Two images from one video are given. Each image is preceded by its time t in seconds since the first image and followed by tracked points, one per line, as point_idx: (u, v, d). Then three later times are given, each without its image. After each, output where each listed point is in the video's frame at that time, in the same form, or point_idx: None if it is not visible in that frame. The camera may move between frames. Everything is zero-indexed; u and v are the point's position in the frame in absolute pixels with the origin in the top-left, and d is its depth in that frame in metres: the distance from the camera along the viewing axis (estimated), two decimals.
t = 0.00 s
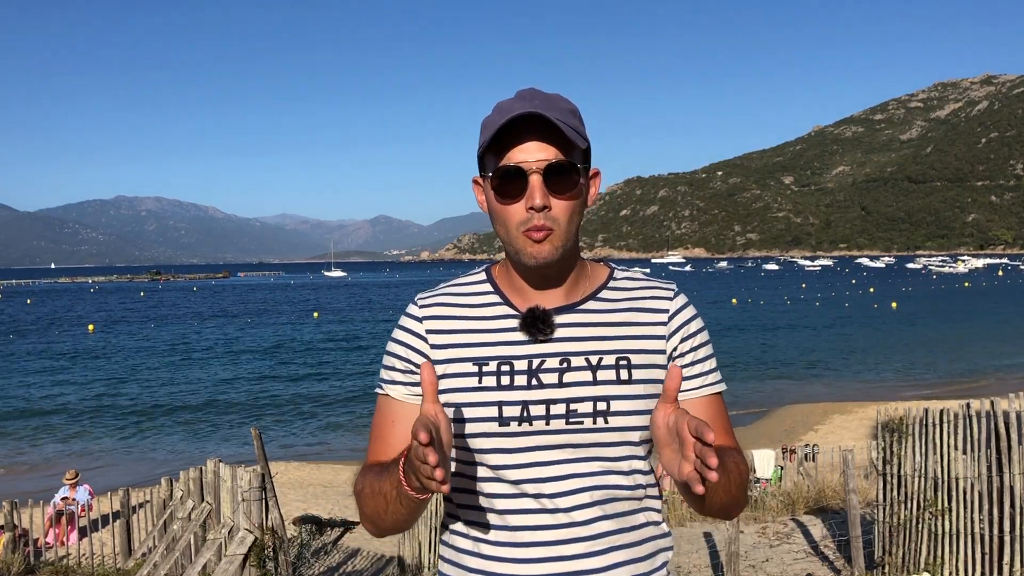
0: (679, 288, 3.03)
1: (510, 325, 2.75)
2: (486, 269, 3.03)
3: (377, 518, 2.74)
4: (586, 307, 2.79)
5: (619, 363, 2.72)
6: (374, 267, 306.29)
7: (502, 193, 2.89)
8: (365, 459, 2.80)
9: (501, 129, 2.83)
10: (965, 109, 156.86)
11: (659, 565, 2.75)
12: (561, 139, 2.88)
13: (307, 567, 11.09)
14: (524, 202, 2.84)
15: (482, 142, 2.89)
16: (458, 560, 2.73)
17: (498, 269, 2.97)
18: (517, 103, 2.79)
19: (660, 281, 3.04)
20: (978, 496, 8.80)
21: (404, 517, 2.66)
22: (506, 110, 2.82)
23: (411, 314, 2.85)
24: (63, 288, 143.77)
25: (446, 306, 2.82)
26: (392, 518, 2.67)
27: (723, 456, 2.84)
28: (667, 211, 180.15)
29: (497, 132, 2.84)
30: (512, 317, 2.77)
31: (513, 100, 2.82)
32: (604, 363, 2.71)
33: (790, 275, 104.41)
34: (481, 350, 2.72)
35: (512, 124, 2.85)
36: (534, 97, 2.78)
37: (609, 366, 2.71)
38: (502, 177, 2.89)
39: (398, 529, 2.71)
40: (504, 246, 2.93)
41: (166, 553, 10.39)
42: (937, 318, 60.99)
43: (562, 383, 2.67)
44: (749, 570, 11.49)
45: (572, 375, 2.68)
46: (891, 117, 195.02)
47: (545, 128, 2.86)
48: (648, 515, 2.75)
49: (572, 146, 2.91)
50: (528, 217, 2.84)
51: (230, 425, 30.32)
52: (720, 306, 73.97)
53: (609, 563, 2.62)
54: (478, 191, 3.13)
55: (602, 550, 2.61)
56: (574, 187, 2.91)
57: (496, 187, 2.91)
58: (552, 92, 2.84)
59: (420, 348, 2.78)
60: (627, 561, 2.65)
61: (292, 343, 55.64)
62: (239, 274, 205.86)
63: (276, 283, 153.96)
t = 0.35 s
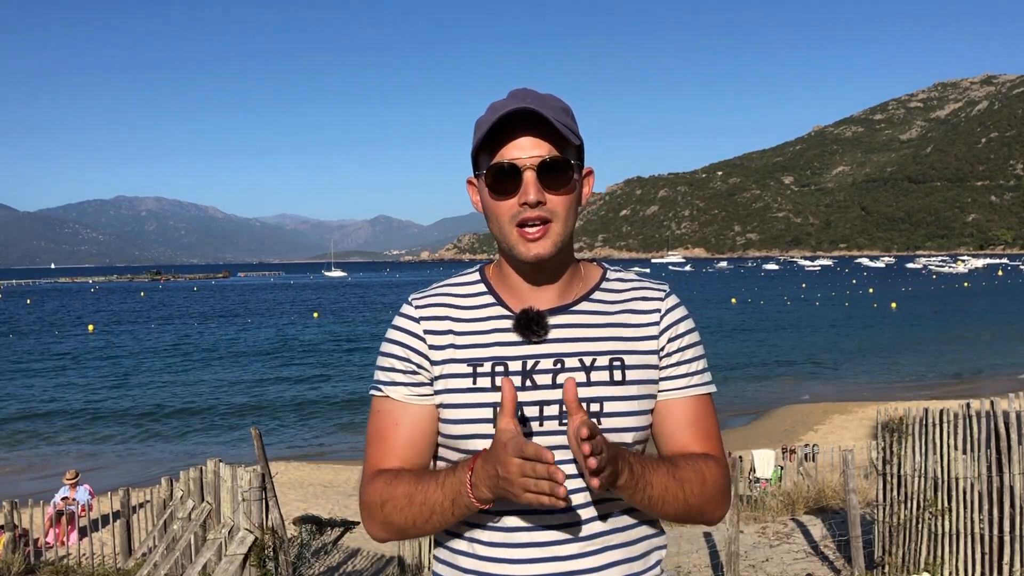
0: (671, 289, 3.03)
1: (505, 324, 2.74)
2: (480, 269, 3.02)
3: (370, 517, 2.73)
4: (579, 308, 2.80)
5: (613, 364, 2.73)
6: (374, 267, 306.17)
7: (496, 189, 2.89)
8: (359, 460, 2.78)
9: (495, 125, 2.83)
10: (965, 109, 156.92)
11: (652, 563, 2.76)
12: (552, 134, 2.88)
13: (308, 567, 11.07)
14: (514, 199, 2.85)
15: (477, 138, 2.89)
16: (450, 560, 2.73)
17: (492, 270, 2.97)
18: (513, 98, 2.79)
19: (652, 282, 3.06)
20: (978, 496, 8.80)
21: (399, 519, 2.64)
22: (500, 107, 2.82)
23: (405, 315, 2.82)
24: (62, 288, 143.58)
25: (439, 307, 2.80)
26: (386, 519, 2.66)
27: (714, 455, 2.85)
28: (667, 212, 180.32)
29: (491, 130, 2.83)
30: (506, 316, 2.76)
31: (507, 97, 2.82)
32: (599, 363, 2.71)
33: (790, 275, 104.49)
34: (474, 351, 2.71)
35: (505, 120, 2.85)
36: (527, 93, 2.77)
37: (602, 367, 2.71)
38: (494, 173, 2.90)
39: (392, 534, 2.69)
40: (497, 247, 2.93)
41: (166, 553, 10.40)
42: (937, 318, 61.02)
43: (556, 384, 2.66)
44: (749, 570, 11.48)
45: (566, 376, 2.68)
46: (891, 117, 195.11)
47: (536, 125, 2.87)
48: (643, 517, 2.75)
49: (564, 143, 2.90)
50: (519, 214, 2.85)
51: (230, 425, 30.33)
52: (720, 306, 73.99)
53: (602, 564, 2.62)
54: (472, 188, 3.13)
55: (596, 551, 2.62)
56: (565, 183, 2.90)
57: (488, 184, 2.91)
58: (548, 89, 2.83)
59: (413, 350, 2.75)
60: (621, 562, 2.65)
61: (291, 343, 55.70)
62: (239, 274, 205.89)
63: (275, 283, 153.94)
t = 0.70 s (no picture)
0: (665, 290, 3.05)
1: (501, 326, 2.74)
2: (475, 270, 3.03)
3: (366, 516, 2.72)
4: (574, 310, 2.80)
5: (609, 365, 2.74)
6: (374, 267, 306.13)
7: (493, 188, 2.90)
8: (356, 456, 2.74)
9: (496, 122, 2.83)
10: (965, 109, 156.89)
11: (649, 566, 2.76)
12: (551, 135, 2.89)
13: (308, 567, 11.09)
14: (514, 196, 2.85)
15: (476, 138, 2.89)
16: (447, 560, 2.72)
17: (487, 270, 2.97)
18: (514, 96, 2.79)
19: (646, 282, 3.07)
20: (978, 496, 8.80)
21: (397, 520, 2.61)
22: (500, 105, 2.82)
23: (402, 313, 2.80)
24: (63, 288, 143.60)
25: (438, 305, 2.80)
26: (380, 514, 2.64)
27: (708, 456, 2.88)
28: (666, 212, 180.37)
29: (491, 127, 2.83)
30: (501, 317, 2.76)
31: (509, 95, 2.82)
32: (596, 365, 2.72)
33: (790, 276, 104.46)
34: (470, 353, 2.72)
35: (505, 118, 2.86)
36: (528, 93, 2.79)
37: (601, 368, 2.72)
38: (493, 172, 2.90)
39: (388, 534, 2.68)
40: (494, 245, 2.93)
41: (166, 553, 10.40)
42: (937, 318, 61.00)
43: (554, 385, 2.67)
44: (748, 570, 11.48)
45: (564, 379, 2.68)
46: (891, 117, 195.16)
47: (538, 124, 2.86)
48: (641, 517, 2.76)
49: (563, 144, 2.91)
50: (519, 211, 2.84)
51: (229, 425, 30.33)
52: (720, 306, 73.97)
53: (601, 565, 2.62)
54: (469, 188, 3.14)
55: (594, 555, 2.62)
56: (564, 183, 2.91)
57: (488, 182, 2.91)
58: (548, 91, 2.84)
59: (413, 350, 2.73)
60: (619, 564, 2.66)
61: (291, 343, 55.70)
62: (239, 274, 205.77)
63: (275, 283, 153.91)
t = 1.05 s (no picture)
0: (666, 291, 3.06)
1: (503, 326, 2.74)
2: (478, 269, 3.03)
3: (362, 514, 2.70)
4: (578, 311, 2.81)
5: (611, 366, 2.74)
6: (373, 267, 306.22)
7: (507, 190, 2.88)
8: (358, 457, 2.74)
9: (511, 126, 2.82)
10: (965, 109, 156.93)
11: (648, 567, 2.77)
12: (566, 139, 2.88)
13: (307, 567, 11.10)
14: (528, 199, 2.84)
15: (489, 139, 2.87)
16: (446, 559, 2.72)
17: (492, 270, 2.96)
18: (532, 98, 2.78)
19: (645, 283, 3.07)
20: (978, 496, 8.80)
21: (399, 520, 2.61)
22: (518, 106, 2.81)
23: (404, 313, 2.79)
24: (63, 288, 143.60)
25: (441, 303, 2.79)
26: (379, 511, 2.62)
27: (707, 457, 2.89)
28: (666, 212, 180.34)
29: (508, 127, 2.82)
30: (505, 317, 2.76)
31: (529, 96, 2.80)
32: (599, 364, 2.73)
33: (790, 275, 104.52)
34: (475, 352, 2.71)
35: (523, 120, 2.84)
36: (546, 96, 2.78)
37: (603, 368, 2.73)
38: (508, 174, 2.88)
39: (389, 533, 2.65)
40: (504, 246, 2.92)
41: (167, 553, 10.40)
42: (937, 318, 61.03)
43: (555, 385, 2.68)
44: (749, 571, 11.47)
45: (566, 378, 2.69)
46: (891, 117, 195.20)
47: (553, 129, 2.87)
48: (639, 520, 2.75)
49: (577, 150, 2.91)
50: (533, 214, 2.84)
51: (230, 425, 30.36)
52: (721, 306, 74.02)
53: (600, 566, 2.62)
54: (478, 186, 3.12)
55: (592, 555, 2.62)
56: (576, 190, 2.91)
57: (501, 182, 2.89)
58: (563, 96, 2.84)
59: (416, 350, 2.71)
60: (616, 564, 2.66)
61: (291, 343, 55.72)
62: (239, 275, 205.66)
63: (275, 283, 153.86)
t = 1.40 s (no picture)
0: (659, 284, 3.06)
1: (502, 323, 2.74)
2: (476, 268, 3.04)
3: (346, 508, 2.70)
4: (575, 304, 2.80)
5: (608, 358, 2.75)
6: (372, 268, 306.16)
7: (504, 190, 2.88)
8: (317, 419, 2.67)
9: (507, 128, 2.81)
10: (965, 109, 157.02)
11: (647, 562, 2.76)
12: (564, 136, 2.88)
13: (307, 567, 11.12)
14: (523, 201, 2.84)
15: (484, 140, 2.87)
16: (446, 553, 2.70)
17: (489, 268, 2.98)
18: (523, 102, 2.77)
19: (641, 278, 3.07)
20: (978, 496, 8.80)
21: (348, 490, 2.51)
22: (510, 109, 2.80)
23: (401, 307, 2.79)
24: (63, 288, 143.53)
25: (440, 300, 2.80)
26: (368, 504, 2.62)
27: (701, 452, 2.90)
28: (666, 212, 180.52)
29: (503, 131, 2.81)
30: (503, 313, 2.76)
31: (520, 98, 2.80)
32: (596, 357, 2.74)
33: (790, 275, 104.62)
34: (472, 346, 2.72)
35: (519, 125, 2.84)
36: (539, 98, 2.77)
37: (599, 363, 2.73)
38: (504, 175, 2.88)
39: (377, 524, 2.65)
40: (498, 246, 2.94)
41: (166, 553, 10.40)
42: (937, 318, 61.04)
43: (553, 378, 2.67)
44: (748, 570, 11.48)
45: (564, 371, 2.68)
46: (891, 117, 195.33)
47: (548, 127, 2.86)
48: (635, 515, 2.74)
49: (574, 150, 2.92)
50: (527, 215, 2.83)
51: (230, 425, 30.37)
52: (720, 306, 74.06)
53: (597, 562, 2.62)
54: (474, 187, 3.12)
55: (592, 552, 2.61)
56: (571, 191, 2.90)
57: (496, 183, 2.89)
58: (557, 94, 2.82)
59: (411, 343, 2.71)
60: (615, 556, 2.65)
61: (291, 343, 55.74)
62: (239, 274, 205.70)
63: (275, 283, 153.81)
